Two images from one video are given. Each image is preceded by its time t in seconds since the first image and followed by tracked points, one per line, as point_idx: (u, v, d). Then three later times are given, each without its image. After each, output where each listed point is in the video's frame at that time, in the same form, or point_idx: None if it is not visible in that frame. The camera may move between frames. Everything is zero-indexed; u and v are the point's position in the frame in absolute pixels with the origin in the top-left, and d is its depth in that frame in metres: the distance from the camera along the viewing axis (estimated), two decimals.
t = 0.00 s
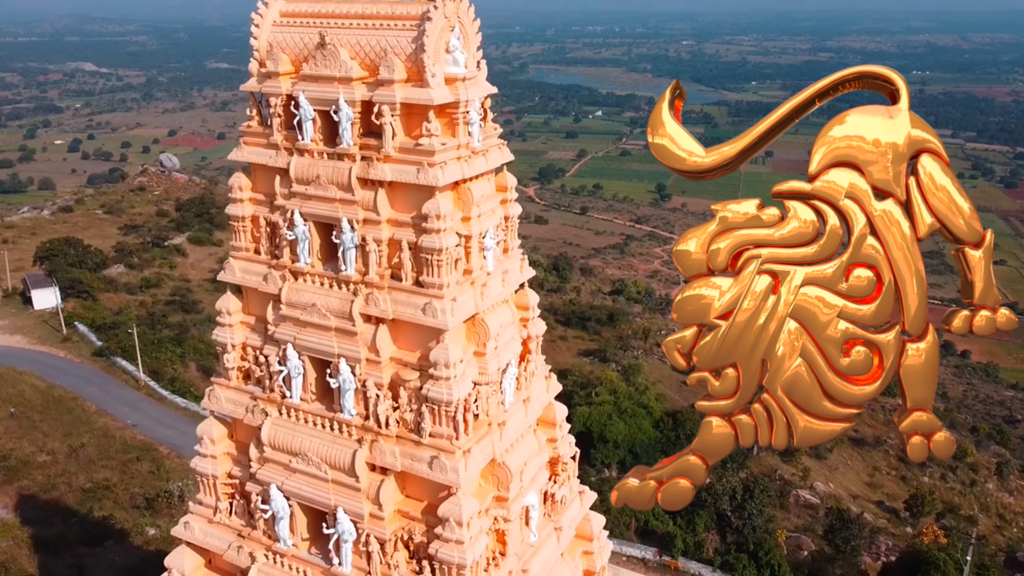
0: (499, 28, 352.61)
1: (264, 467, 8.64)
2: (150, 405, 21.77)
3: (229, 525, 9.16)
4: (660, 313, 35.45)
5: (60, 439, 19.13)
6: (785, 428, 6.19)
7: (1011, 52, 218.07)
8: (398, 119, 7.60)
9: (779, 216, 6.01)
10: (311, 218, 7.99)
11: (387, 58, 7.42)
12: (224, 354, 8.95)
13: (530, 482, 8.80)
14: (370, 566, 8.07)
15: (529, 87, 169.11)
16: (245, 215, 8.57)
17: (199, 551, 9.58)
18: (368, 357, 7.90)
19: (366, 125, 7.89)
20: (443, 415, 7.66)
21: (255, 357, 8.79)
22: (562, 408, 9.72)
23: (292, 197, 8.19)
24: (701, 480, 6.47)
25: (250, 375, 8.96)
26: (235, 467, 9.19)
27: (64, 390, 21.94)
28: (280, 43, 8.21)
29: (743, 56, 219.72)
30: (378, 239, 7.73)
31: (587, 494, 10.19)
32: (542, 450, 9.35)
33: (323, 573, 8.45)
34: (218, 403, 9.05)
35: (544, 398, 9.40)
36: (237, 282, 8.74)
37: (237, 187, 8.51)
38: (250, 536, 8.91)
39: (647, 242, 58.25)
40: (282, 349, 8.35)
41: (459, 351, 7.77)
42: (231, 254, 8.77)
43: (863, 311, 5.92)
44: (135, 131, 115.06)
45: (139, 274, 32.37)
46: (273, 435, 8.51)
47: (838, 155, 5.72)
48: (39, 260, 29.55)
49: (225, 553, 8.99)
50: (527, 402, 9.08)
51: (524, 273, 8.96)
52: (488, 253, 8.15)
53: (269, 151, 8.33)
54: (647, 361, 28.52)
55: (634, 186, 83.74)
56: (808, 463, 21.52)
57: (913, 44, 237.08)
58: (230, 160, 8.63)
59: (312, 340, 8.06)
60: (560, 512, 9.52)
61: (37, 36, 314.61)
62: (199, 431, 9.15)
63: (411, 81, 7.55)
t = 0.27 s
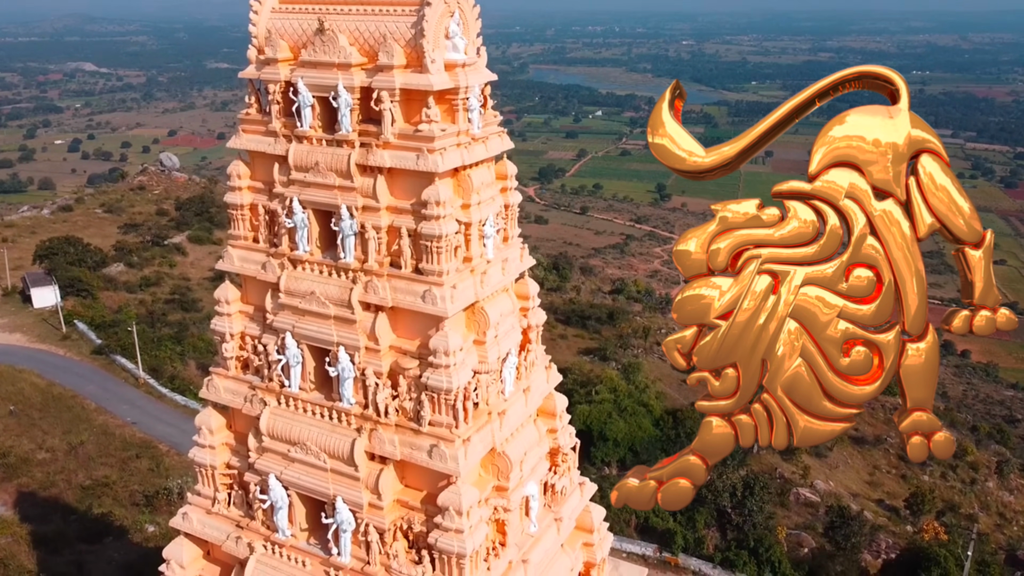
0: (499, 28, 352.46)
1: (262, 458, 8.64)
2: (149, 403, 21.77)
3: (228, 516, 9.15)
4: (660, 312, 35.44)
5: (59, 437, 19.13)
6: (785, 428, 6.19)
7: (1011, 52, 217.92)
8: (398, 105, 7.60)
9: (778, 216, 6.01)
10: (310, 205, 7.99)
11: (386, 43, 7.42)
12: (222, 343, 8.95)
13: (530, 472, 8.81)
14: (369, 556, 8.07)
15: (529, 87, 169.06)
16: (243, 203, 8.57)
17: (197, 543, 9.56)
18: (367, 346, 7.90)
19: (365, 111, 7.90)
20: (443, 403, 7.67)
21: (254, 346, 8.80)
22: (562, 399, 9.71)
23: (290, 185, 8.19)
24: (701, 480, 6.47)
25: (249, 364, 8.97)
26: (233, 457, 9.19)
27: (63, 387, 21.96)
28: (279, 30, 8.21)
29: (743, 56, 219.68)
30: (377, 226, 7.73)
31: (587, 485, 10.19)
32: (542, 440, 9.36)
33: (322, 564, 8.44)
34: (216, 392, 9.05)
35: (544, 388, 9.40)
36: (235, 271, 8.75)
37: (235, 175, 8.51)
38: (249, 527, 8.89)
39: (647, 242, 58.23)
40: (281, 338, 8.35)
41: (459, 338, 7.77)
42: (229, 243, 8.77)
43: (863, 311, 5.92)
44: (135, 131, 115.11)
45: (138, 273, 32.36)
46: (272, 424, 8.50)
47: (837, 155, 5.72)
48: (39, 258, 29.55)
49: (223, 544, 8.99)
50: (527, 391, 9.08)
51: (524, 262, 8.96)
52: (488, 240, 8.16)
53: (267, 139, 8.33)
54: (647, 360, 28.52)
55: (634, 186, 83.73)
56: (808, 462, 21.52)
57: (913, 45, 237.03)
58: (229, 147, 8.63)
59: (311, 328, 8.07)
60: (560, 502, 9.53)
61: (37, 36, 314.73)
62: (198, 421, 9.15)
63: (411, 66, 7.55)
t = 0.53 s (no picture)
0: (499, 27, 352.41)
1: (261, 447, 8.63)
2: (149, 400, 21.79)
3: (227, 507, 9.17)
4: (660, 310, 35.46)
5: (58, 435, 19.14)
6: (785, 428, 6.19)
7: (1013, 52, 217.35)
8: (397, 92, 7.60)
9: (778, 216, 6.01)
10: (309, 193, 8.00)
11: (386, 29, 7.44)
12: (221, 333, 8.95)
13: (530, 462, 8.81)
14: (369, 546, 8.06)
15: (529, 87, 169.05)
16: (242, 191, 8.58)
17: (195, 534, 9.57)
18: (367, 334, 7.90)
19: (365, 98, 7.90)
20: (443, 391, 7.67)
21: (253, 335, 8.81)
22: (562, 390, 9.69)
23: (290, 172, 8.21)
24: (701, 480, 6.47)
25: (248, 354, 8.97)
26: (233, 448, 9.20)
27: (63, 385, 21.97)
28: (278, 17, 8.24)
29: (742, 56, 219.64)
30: (376, 213, 7.72)
31: (587, 477, 10.17)
32: (543, 430, 9.35)
33: (321, 553, 8.44)
34: (216, 381, 9.05)
35: (544, 378, 9.37)
36: (235, 260, 8.74)
37: (235, 163, 8.53)
38: (247, 517, 8.90)
39: (647, 241, 58.23)
40: (280, 327, 8.36)
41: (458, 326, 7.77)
42: (228, 232, 8.78)
43: (863, 311, 5.92)
44: (135, 131, 115.15)
45: (138, 272, 32.36)
46: (271, 414, 8.50)
47: (837, 155, 5.72)
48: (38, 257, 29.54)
49: (222, 534, 9.00)
50: (527, 381, 9.06)
51: (524, 251, 8.94)
52: (488, 228, 8.15)
53: (267, 126, 8.35)
54: (647, 358, 28.53)
55: (634, 186, 83.73)
56: (809, 460, 21.51)
57: (913, 45, 236.97)
58: (228, 135, 8.65)
59: (310, 317, 8.07)
60: (561, 493, 9.52)
61: (37, 36, 314.88)
62: (196, 412, 9.16)
63: (411, 52, 7.55)
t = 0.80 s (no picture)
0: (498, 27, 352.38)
1: (261, 436, 8.62)
2: (149, 398, 21.79)
3: (227, 497, 9.18)
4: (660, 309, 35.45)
5: (58, 432, 19.14)
6: (786, 428, 6.19)
7: (1012, 52, 217.34)
8: (397, 78, 7.61)
9: (778, 216, 6.01)
10: (308, 179, 8.02)
11: (386, 14, 7.44)
12: (221, 322, 8.95)
13: (530, 452, 8.81)
14: (369, 535, 8.06)
15: (529, 87, 169.00)
16: (241, 179, 8.58)
17: (195, 525, 9.59)
18: (366, 322, 7.90)
19: (365, 84, 7.90)
20: (443, 379, 7.67)
21: (253, 325, 8.81)
22: (562, 380, 9.69)
23: (290, 160, 8.21)
24: (702, 480, 6.47)
25: (247, 343, 8.97)
26: (232, 438, 9.20)
27: (63, 383, 21.97)
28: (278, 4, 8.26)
29: (742, 56, 219.55)
30: (376, 200, 7.73)
31: (588, 468, 10.18)
32: (543, 420, 9.34)
33: (321, 543, 8.45)
34: (214, 371, 9.04)
35: (544, 368, 9.36)
36: (234, 249, 8.74)
37: (234, 151, 8.53)
38: (247, 508, 8.91)
39: (647, 241, 58.22)
40: (280, 315, 8.37)
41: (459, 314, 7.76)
42: (227, 221, 8.78)
43: (864, 311, 5.92)
44: (135, 130, 115.14)
45: (138, 270, 32.35)
46: (270, 403, 8.49)
47: (837, 155, 5.72)
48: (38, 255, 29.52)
49: (222, 525, 9.01)
50: (527, 370, 9.05)
51: (524, 240, 8.93)
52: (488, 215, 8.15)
53: (266, 114, 8.35)
54: (647, 356, 28.53)
55: (634, 186, 83.70)
56: (809, 458, 21.51)
57: (913, 44, 236.90)
58: (227, 123, 8.64)
59: (310, 305, 8.07)
60: (561, 484, 9.53)
61: (37, 36, 314.91)
62: (195, 401, 9.14)
63: (410, 39, 7.56)
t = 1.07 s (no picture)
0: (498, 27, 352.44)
1: (260, 426, 8.63)
2: (149, 396, 21.79)
3: (225, 488, 9.19)
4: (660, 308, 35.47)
5: (57, 429, 19.14)
6: (785, 428, 6.19)
7: (1012, 52, 217.36)
8: (397, 64, 7.62)
9: (778, 216, 6.01)
10: (308, 167, 8.03)
11: None
12: (220, 311, 8.96)
13: (530, 442, 8.82)
14: (368, 525, 8.06)
15: (529, 87, 169.00)
16: (240, 166, 8.58)
17: (194, 516, 9.60)
18: (366, 310, 7.91)
19: (364, 71, 7.91)
20: (443, 366, 7.66)
21: (252, 314, 8.83)
22: (563, 370, 9.68)
23: (289, 147, 8.23)
24: (701, 480, 6.48)
25: (246, 333, 8.99)
26: (231, 428, 9.21)
27: (62, 380, 21.99)
28: None
29: (742, 56, 219.60)
30: (376, 186, 7.73)
31: (588, 459, 10.18)
32: (543, 410, 9.34)
33: (320, 533, 8.45)
34: (213, 361, 9.05)
35: (544, 357, 9.36)
36: (232, 237, 8.76)
37: (233, 139, 8.54)
38: (246, 498, 8.93)
39: (647, 241, 58.22)
40: (279, 304, 8.38)
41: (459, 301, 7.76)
42: (226, 210, 8.80)
43: (864, 311, 5.92)
44: (135, 130, 115.19)
45: (137, 269, 32.36)
46: (270, 391, 8.49)
47: (838, 155, 5.72)
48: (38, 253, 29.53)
49: (221, 515, 9.03)
50: (527, 359, 9.04)
51: (525, 229, 8.91)
52: (488, 202, 8.15)
53: (265, 101, 8.36)
54: (647, 355, 28.55)
55: (633, 185, 83.71)
56: (809, 456, 21.51)
57: (913, 45, 236.85)
58: (226, 111, 8.65)
59: (309, 293, 8.08)
60: (561, 474, 9.54)
61: (36, 36, 314.86)
62: (194, 391, 9.19)
63: (410, 25, 7.58)
